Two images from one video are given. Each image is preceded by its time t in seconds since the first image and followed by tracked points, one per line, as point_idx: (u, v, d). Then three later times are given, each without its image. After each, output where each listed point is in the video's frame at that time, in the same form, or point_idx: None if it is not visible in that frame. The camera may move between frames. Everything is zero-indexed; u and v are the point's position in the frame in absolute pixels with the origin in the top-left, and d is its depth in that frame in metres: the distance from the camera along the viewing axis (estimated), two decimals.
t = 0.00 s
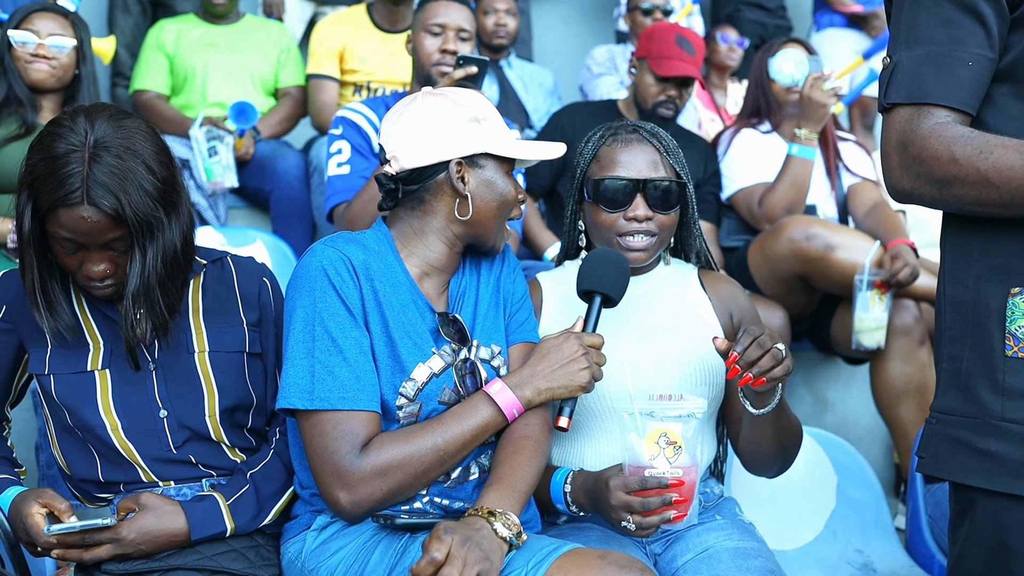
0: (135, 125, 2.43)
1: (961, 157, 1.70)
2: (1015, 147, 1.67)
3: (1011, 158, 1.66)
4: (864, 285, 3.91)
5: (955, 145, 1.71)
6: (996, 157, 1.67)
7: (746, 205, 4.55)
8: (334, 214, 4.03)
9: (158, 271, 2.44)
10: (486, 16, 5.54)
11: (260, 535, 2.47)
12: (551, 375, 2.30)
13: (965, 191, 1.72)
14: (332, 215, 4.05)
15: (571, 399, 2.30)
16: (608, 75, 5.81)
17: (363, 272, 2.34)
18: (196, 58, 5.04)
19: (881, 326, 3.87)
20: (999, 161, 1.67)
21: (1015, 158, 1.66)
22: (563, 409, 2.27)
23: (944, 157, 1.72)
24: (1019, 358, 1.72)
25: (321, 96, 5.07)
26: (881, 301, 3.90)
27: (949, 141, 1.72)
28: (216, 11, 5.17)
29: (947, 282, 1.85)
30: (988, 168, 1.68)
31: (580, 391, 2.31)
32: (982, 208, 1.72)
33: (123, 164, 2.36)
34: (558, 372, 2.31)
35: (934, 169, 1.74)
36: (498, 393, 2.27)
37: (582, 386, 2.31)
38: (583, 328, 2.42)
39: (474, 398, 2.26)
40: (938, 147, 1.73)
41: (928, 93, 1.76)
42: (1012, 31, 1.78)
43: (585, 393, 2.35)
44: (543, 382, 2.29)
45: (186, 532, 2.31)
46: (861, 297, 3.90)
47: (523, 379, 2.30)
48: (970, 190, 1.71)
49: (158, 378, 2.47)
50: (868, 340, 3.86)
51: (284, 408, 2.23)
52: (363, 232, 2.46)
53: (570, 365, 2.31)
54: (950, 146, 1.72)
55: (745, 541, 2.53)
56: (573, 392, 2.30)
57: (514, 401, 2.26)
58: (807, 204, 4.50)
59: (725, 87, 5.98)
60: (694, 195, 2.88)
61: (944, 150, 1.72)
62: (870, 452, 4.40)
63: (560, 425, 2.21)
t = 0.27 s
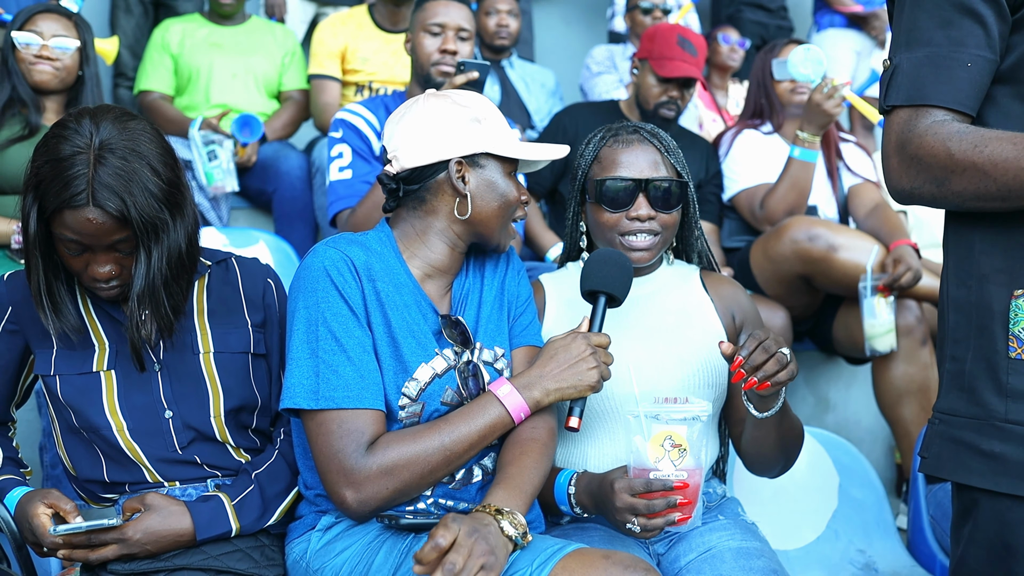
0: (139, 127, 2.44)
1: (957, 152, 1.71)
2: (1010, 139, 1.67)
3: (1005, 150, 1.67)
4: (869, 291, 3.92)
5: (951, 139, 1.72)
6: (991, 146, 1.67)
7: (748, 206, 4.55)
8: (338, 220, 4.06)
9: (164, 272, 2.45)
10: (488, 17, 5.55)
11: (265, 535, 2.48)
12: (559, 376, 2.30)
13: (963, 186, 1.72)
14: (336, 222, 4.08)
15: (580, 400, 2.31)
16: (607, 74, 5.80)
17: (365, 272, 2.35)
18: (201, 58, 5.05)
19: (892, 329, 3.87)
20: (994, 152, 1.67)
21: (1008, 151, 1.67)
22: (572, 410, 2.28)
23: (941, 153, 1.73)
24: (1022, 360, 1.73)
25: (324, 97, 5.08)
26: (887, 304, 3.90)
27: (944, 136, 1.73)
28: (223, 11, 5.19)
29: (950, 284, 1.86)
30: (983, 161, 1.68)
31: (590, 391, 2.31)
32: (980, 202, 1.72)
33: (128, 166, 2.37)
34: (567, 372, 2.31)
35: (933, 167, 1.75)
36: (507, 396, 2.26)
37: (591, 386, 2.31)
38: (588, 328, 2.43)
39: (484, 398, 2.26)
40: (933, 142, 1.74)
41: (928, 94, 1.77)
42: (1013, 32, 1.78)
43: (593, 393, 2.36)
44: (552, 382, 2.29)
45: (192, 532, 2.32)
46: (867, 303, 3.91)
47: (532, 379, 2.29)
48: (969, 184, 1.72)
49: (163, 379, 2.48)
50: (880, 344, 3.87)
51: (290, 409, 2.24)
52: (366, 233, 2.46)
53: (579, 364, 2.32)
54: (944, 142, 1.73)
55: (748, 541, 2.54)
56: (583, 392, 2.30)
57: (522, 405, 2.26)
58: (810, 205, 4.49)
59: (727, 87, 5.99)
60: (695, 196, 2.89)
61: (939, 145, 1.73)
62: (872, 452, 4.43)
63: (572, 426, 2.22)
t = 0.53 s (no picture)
0: (139, 127, 2.44)
1: (955, 147, 1.71)
2: (1009, 131, 1.68)
3: (1004, 143, 1.67)
4: (867, 292, 3.93)
5: (949, 135, 1.73)
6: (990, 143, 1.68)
7: (748, 206, 4.55)
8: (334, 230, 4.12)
9: (164, 272, 2.45)
10: (487, 17, 5.56)
11: (265, 534, 2.48)
12: (559, 374, 2.30)
13: (965, 181, 1.73)
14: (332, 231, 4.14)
15: (580, 399, 2.31)
16: (599, 78, 5.85)
17: (361, 268, 2.36)
18: (201, 58, 5.05)
19: (890, 330, 3.87)
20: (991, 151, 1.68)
21: (1007, 142, 1.67)
22: (572, 410, 2.29)
23: (942, 150, 1.73)
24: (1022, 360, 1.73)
25: (325, 96, 5.10)
26: (885, 305, 3.90)
27: (943, 133, 1.73)
28: (227, 11, 5.20)
29: (950, 285, 1.87)
30: (984, 154, 1.69)
31: (590, 389, 2.32)
32: (984, 196, 1.72)
33: (128, 166, 2.37)
34: (566, 370, 2.31)
35: (934, 164, 1.75)
36: (509, 393, 2.26)
37: (591, 384, 2.31)
38: (588, 327, 2.44)
39: (486, 394, 2.26)
40: (933, 139, 1.75)
41: (928, 94, 1.77)
42: (1013, 31, 1.79)
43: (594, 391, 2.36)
44: (552, 381, 2.29)
45: (192, 531, 2.32)
46: (866, 303, 3.91)
47: (531, 378, 2.30)
48: (970, 179, 1.72)
49: (163, 379, 2.48)
50: (877, 346, 3.86)
51: (286, 405, 2.24)
52: (364, 231, 2.48)
53: (579, 362, 2.32)
54: (943, 138, 1.73)
55: (747, 541, 2.54)
56: (583, 391, 2.31)
57: (524, 404, 2.25)
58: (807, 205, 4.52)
59: (726, 87, 5.99)
60: (694, 196, 2.90)
61: (939, 143, 1.74)
62: (871, 452, 4.43)
63: (572, 424, 2.22)
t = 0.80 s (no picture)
0: (140, 128, 2.45)
1: (956, 128, 1.71)
2: (1007, 105, 1.66)
3: (1003, 115, 1.66)
4: (867, 290, 3.92)
5: (949, 119, 1.72)
6: (988, 120, 1.67)
7: (747, 205, 4.56)
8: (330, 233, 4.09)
9: (165, 272, 2.46)
10: (487, 18, 5.57)
11: (267, 534, 2.49)
12: (562, 372, 2.30)
13: (966, 162, 1.71)
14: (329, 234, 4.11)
15: (583, 396, 2.31)
16: (606, 72, 5.74)
17: (365, 265, 2.37)
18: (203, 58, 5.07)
19: (888, 329, 3.88)
20: (990, 128, 1.66)
21: (1006, 114, 1.65)
22: (575, 408, 2.26)
23: (940, 134, 1.72)
24: (1022, 360, 1.74)
25: (325, 96, 5.10)
26: (885, 304, 3.91)
27: (942, 118, 1.73)
28: (229, 14, 5.21)
29: (949, 285, 1.87)
30: (984, 129, 1.67)
31: (592, 387, 2.31)
32: (987, 172, 1.70)
33: (129, 166, 2.38)
34: (569, 369, 2.31)
35: (934, 152, 1.74)
36: (513, 391, 2.26)
37: (593, 382, 2.31)
38: (590, 326, 2.44)
39: (489, 392, 2.25)
40: (932, 126, 1.74)
41: (928, 91, 1.78)
42: (1012, 30, 1.80)
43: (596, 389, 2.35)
44: (554, 379, 2.29)
45: (193, 530, 2.33)
46: (865, 302, 3.91)
47: (534, 376, 2.29)
48: (971, 159, 1.70)
49: (165, 379, 2.49)
50: (878, 344, 3.88)
51: (290, 401, 2.24)
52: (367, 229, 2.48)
53: (581, 361, 2.32)
54: (943, 123, 1.73)
55: (747, 540, 2.55)
56: (585, 388, 2.30)
57: (528, 400, 2.26)
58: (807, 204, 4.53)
59: (726, 87, 5.99)
60: (694, 195, 2.91)
61: (939, 127, 1.73)
62: (871, 451, 4.43)
63: (575, 422, 2.20)
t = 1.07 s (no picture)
0: (140, 128, 2.45)
1: (972, 134, 1.71)
2: None
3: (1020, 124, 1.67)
4: (867, 292, 3.95)
5: (963, 124, 1.73)
6: (1008, 126, 1.68)
7: (746, 205, 4.56)
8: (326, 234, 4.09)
9: (164, 272, 2.46)
10: (487, 17, 5.58)
11: (265, 533, 2.49)
12: (558, 372, 2.29)
13: (980, 167, 1.72)
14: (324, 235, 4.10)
15: (580, 396, 2.30)
16: (611, 70, 5.72)
17: (365, 265, 2.37)
18: (202, 58, 5.08)
19: (891, 330, 3.89)
20: (1008, 133, 1.68)
21: None
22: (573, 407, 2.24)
23: (955, 138, 1.73)
24: (1018, 361, 1.74)
25: (324, 97, 5.10)
26: (885, 304, 3.92)
27: (954, 122, 1.74)
28: (225, 14, 5.21)
29: (945, 285, 1.88)
30: (1002, 137, 1.68)
31: (588, 387, 2.31)
32: (1002, 177, 1.71)
33: (128, 166, 2.38)
34: (566, 369, 2.30)
35: (944, 154, 1.75)
36: (509, 387, 2.24)
37: (589, 382, 2.30)
38: (586, 326, 2.43)
39: (483, 392, 2.25)
40: (944, 130, 1.74)
41: (928, 92, 1.78)
42: (1010, 32, 1.80)
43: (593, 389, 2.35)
44: (551, 380, 2.29)
45: (192, 529, 2.33)
46: (866, 303, 3.93)
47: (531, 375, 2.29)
48: (986, 165, 1.71)
49: (164, 378, 2.49)
50: (879, 345, 3.89)
51: (289, 399, 2.25)
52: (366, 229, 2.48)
53: (577, 362, 2.31)
54: (958, 127, 1.73)
55: (745, 539, 2.55)
56: (581, 389, 2.30)
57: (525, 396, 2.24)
58: (807, 204, 4.55)
59: (725, 87, 5.99)
60: (689, 193, 2.92)
61: (954, 131, 1.73)
62: (870, 451, 4.43)
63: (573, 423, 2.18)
